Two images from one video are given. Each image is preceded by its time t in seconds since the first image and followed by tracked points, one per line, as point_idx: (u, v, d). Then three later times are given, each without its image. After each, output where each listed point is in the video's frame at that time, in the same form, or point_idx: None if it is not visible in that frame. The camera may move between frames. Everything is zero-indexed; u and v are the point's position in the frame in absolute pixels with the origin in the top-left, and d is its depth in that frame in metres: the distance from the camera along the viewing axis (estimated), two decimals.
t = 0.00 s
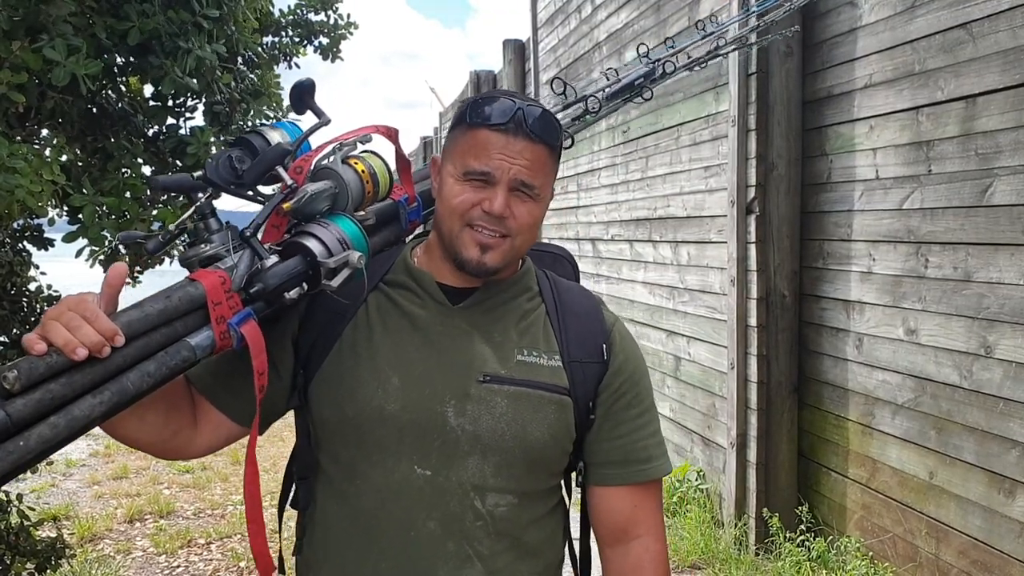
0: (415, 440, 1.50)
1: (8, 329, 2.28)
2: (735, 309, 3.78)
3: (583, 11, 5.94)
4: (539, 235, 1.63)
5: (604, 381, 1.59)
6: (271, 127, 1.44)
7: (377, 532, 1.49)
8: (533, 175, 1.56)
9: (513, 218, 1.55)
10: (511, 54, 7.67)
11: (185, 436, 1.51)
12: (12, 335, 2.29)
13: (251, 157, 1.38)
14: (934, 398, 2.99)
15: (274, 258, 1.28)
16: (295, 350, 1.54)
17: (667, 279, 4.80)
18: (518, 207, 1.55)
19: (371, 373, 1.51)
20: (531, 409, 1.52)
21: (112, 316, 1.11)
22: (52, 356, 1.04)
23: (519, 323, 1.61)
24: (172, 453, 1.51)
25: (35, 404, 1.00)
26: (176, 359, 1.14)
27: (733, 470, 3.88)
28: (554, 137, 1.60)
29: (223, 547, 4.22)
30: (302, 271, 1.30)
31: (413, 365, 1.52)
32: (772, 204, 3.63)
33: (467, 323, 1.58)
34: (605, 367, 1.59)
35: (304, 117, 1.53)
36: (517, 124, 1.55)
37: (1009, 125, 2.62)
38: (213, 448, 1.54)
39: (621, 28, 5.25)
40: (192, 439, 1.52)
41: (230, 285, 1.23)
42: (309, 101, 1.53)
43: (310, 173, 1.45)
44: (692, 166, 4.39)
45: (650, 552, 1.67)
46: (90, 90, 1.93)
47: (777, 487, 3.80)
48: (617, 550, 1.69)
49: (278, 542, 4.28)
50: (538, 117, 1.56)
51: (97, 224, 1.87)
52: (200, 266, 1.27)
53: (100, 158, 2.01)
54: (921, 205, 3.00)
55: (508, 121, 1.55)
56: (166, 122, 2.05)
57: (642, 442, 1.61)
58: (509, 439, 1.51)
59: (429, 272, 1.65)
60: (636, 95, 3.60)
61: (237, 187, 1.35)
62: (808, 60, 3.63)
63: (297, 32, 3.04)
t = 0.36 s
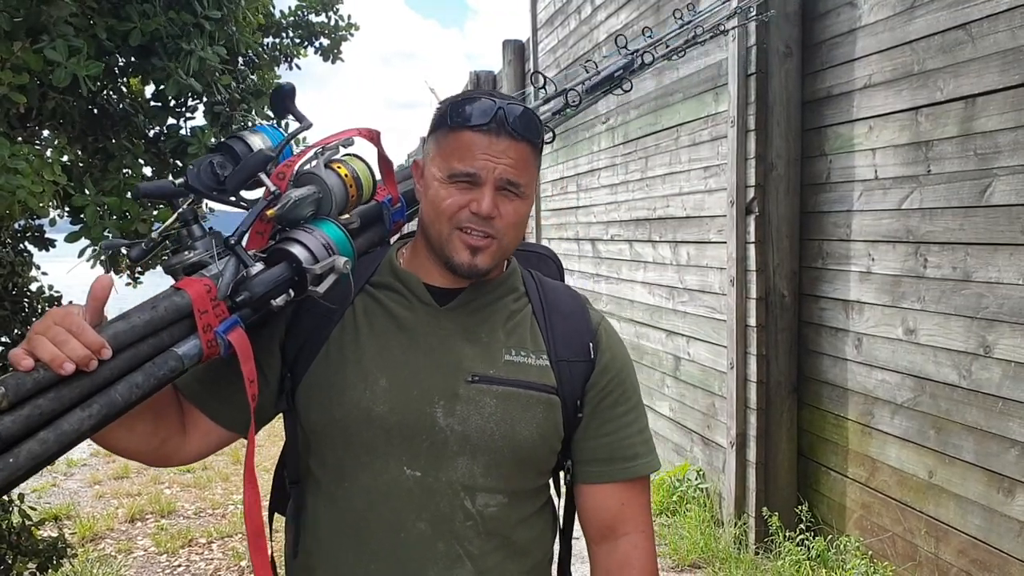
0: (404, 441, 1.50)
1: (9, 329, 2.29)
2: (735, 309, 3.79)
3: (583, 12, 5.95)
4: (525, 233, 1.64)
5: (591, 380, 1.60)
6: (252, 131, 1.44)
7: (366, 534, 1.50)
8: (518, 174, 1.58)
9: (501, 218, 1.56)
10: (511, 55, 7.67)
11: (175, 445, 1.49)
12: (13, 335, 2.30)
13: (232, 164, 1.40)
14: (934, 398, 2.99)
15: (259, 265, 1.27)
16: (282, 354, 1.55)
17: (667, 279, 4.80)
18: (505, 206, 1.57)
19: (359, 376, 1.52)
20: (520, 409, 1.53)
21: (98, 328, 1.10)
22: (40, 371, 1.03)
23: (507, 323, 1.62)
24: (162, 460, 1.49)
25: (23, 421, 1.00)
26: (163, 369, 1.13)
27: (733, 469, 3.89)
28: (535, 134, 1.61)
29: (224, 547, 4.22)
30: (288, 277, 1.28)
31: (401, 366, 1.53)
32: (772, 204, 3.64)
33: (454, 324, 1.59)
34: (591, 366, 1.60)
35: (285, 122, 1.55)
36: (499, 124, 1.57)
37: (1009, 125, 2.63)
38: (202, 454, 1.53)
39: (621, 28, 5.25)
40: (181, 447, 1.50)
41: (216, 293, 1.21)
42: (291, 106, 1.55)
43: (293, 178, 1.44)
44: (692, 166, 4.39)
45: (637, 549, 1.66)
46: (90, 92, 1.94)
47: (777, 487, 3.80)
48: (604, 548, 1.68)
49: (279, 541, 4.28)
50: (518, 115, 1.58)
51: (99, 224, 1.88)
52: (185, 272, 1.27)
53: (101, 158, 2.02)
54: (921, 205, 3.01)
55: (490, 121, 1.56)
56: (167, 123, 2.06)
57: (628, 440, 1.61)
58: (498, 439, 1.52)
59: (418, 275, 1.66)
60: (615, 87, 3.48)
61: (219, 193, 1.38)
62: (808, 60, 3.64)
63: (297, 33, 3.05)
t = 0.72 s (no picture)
0: (401, 454, 1.50)
1: (11, 329, 2.30)
2: (735, 308, 3.80)
3: (583, 11, 5.95)
4: (521, 243, 1.64)
5: (585, 392, 1.61)
6: (243, 136, 1.44)
7: (362, 546, 1.50)
8: (515, 184, 1.58)
9: (498, 228, 1.56)
10: (511, 54, 7.67)
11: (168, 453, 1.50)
12: (14, 334, 2.31)
13: (225, 169, 1.39)
14: (934, 397, 2.99)
15: (253, 280, 1.24)
16: (274, 363, 1.53)
17: (668, 278, 4.80)
18: (502, 216, 1.57)
19: (354, 388, 1.51)
20: (518, 422, 1.53)
21: (90, 343, 1.11)
22: (31, 390, 1.04)
23: (503, 334, 1.62)
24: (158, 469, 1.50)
25: (15, 441, 1.00)
26: (156, 383, 1.13)
27: (734, 468, 3.89)
28: (533, 143, 1.62)
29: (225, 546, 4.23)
30: (283, 292, 1.25)
31: (397, 379, 1.53)
32: (773, 204, 3.63)
33: (447, 336, 1.59)
34: (587, 378, 1.61)
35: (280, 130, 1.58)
36: (498, 133, 1.57)
37: (1009, 125, 2.63)
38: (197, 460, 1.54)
39: (621, 28, 5.26)
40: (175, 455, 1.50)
41: (209, 306, 1.21)
42: (285, 114, 1.58)
43: (289, 189, 1.41)
44: (692, 166, 4.40)
45: (636, 555, 1.70)
46: (91, 90, 1.94)
47: (777, 486, 3.81)
48: (603, 556, 1.70)
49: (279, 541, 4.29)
50: (517, 125, 1.58)
51: (100, 221, 1.88)
52: (176, 279, 1.26)
53: (103, 158, 2.03)
54: (921, 205, 3.01)
55: (489, 130, 1.56)
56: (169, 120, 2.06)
57: (625, 449, 1.63)
58: (493, 452, 1.52)
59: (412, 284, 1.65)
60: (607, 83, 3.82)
61: (211, 200, 1.37)
62: (808, 59, 3.64)
63: (298, 32, 3.05)
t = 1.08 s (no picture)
0: (439, 457, 1.49)
1: (9, 329, 2.28)
2: (736, 307, 3.78)
3: (583, 10, 5.94)
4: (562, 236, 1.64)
5: (628, 396, 1.61)
6: (272, 125, 1.36)
7: (397, 550, 1.48)
8: (561, 173, 1.59)
9: (541, 216, 1.56)
10: (511, 53, 7.67)
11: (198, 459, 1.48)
12: (12, 334, 2.29)
13: (256, 162, 1.33)
14: (935, 397, 2.98)
15: (294, 282, 1.21)
16: (308, 360, 1.53)
17: (668, 278, 4.79)
18: (546, 205, 1.57)
19: (390, 388, 1.50)
20: (561, 425, 1.52)
21: (125, 348, 1.05)
22: (68, 400, 0.98)
23: (544, 335, 1.62)
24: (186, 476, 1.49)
25: (51, 453, 0.95)
26: (192, 389, 1.09)
27: (734, 468, 3.88)
28: (580, 135, 1.63)
29: (224, 546, 4.22)
30: (325, 293, 1.22)
31: (434, 379, 1.51)
32: (773, 203, 3.63)
33: (491, 337, 1.59)
34: (629, 381, 1.61)
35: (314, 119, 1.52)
36: (547, 121, 1.58)
37: (1010, 124, 2.62)
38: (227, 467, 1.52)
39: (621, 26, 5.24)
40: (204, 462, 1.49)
41: (244, 308, 1.16)
42: (320, 104, 1.51)
43: (327, 185, 1.38)
44: (693, 165, 4.39)
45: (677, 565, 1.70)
46: (90, 89, 1.93)
47: (778, 486, 3.80)
48: (643, 566, 1.71)
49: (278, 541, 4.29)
50: (566, 114, 1.60)
51: (99, 221, 1.87)
52: (204, 276, 1.24)
53: (102, 157, 2.01)
54: (922, 204, 3.00)
55: (538, 117, 1.57)
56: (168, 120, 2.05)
57: (666, 457, 1.63)
58: (536, 456, 1.51)
59: (449, 275, 1.65)
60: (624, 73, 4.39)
61: (242, 194, 1.31)
62: (808, 58, 3.63)
63: (297, 30, 3.04)
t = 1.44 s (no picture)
0: (484, 456, 1.50)
1: (10, 328, 2.28)
2: (736, 306, 3.78)
3: (584, 8, 5.93)
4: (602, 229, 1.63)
5: (674, 390, 1.60)
6: (313, 110, 1.32)
7: (442, 551, 1.50)
8: (603, 163, 1.57)
9: (579, 208, 1.55)
10: (511, 52, 7.66)
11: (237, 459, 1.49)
12: (13, 334, 2.30)
13: (300, 151, 1.28)
14: (935, 395, 2.99)
15: (344, 282, 1.19)
16: (347, 356, 1.52)
17: (669, 276, 4.80)
18: (585, 196, 1.56)
19: (433, 385, 1.51)
20: (608, 421, 1.53)
21: (170, 346, 1.01)
22: (114, 401, 0.95)
23: (587, 328, 1.62)
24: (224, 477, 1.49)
25: (96, 457, 0.91)
26: (236, 388, 1.05)
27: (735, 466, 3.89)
28: (623, 123, 1.61)
29: (225, 545, 4.23)
30: (376, 295, 1.21)
31: (478, 376, 1.53)
32: (773, 201, 3.63)
33: (535, 332, 1.60)
34: (675, 375, 1.60)
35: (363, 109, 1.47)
36: (589, 108, 1.57)
37: (1010, 122, 2.62)
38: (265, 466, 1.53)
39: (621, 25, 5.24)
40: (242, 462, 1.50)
41: (287, 303, 1.12)
42: (371, 94, 1.47)
43: (378, 179, 1.36)
44: (693, 163, 4.38)
45: (727, 563, 1.70)
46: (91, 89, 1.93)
47: (778, 483, 3.80)
48: (691, 565, 1.71)
49: (279, 539, 4.30)
50: (608, 101, 1.58)
51: (100, 222, 1.88)
52: (241, 268, 1.22)
53: (102, 157, 2.02)
54: (922, 202, 3.00)
55: (579, 105, 1.57)
56: (167, 121, 2.05)
57: (713, 453, 1.63)
58: (583, 454, 1.51)
59: (489, 268, 1.67)
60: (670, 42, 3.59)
61: (284, 183, 1.27)
62: (808, 56, 3.63)
63: (297, 30, 3.04)
